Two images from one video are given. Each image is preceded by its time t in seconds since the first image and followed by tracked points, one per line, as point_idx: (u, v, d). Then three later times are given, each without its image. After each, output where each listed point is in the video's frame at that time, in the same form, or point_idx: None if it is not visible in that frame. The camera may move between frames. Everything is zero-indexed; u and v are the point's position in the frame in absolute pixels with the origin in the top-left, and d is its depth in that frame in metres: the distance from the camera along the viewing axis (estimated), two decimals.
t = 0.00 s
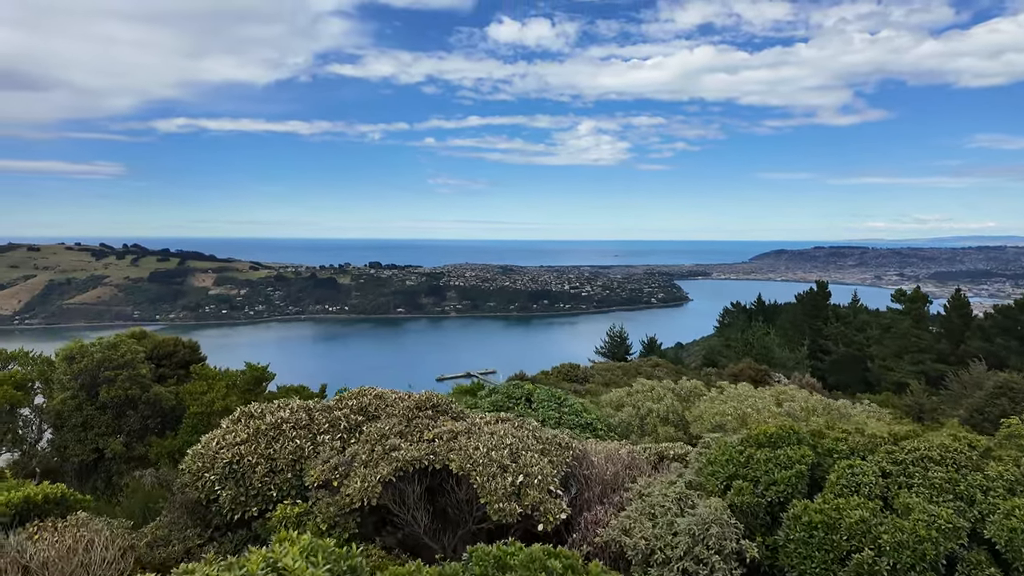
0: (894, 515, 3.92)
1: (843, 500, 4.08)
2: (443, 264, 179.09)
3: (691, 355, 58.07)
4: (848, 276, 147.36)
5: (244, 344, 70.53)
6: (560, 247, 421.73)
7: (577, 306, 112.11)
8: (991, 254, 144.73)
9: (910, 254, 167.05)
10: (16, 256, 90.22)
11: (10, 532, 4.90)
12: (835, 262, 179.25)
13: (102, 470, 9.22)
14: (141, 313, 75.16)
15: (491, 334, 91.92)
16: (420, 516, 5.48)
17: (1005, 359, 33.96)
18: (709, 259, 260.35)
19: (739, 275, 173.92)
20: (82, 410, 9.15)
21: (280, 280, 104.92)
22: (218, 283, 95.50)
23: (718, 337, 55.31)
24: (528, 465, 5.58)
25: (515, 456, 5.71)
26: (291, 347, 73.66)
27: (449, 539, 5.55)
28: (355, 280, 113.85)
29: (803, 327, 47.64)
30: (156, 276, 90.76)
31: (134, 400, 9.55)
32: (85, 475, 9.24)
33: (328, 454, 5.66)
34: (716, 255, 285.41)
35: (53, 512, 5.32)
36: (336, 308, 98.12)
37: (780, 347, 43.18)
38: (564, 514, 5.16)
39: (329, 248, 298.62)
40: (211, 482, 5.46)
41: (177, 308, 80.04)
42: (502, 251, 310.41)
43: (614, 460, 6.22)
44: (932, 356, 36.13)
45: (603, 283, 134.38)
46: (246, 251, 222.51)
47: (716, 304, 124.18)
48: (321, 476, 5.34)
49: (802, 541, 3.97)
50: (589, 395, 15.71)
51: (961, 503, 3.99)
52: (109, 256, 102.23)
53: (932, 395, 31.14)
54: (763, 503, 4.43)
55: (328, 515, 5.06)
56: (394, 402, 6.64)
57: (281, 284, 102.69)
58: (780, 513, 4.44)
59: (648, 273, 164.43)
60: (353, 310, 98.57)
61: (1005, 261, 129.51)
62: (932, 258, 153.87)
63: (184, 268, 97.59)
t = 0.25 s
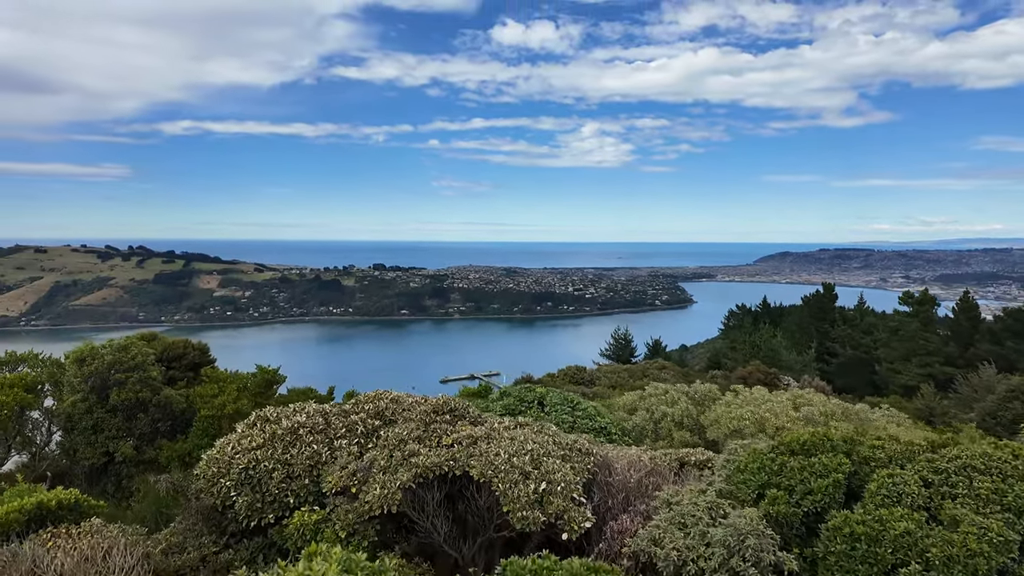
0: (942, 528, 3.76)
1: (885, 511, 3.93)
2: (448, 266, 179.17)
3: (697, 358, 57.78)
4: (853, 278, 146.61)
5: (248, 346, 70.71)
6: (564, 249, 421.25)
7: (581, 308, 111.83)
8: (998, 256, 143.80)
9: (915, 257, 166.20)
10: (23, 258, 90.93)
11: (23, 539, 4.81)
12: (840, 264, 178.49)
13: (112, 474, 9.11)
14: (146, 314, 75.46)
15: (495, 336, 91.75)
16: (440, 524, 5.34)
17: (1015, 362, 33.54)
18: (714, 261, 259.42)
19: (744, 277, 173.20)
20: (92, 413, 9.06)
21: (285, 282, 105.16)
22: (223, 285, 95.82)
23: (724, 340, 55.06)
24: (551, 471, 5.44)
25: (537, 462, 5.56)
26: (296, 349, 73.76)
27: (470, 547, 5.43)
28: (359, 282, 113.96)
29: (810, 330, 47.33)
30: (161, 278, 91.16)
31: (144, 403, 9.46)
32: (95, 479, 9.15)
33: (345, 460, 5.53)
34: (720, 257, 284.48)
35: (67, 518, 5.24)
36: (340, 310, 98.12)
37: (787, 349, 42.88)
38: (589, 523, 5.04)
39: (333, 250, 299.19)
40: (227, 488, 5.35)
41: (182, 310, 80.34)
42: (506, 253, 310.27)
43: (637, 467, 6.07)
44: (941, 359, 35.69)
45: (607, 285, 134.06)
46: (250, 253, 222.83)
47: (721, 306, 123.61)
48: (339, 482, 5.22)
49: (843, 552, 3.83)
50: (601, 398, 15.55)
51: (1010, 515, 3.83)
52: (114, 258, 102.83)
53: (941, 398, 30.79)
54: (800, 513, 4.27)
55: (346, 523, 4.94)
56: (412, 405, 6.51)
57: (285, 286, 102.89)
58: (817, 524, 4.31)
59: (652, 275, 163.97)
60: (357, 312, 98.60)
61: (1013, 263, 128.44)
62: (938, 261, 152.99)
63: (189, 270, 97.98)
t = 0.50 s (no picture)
0: (990, 542, 3.61)
1: (933, 524, 3.76)
2: (451, 267, 179.26)
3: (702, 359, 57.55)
4: (857, 279, 146.00)
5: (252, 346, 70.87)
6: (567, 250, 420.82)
7: (585, 308, 111.63)
8: (1003, 257, 143.06)
9: (920, 257, 165.55)
10: (29, 259, 91.46)
11: (34, 548, 4.69)
12: (844, 265, 177.89)
13: (121, 477, 8.99)
14: (151, 315, 75.76)
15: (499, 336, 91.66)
16: (459, 533, 5.19)
17: None
18: (717, 262, 258.79)
19: (748, 278, 172.62)
20: (102, 415, 8.96)
21: (289, 283, 105.33)
22: (227, 285, 96.05)
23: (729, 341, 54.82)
24: (574, 478, 5.30)
25: (559, 468, 5.40)
26: (299, 349, 73.95)
27: (491, 555, 5.29)
28: (363, 283, 114.06)
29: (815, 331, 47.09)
30: (166, 279, 91.53)
31: (154, 405, 9.36)
32: (104, 482, 9.05)
33: (362, 467, 5.40)
34: (724, 258, 283.68)
35: (80, 525, 5.16)
36: (344, 310, 98.24)
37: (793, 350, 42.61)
38: (614, 532, 4.89)
39: (336, 251, 299.69)
40: (241, 495, 5.21)
41: (187, 310, 80.58)
42: (509, 254, 310.19)
43: (660, 474, 5.92)
44: (947, 360, 35.49)
45: (611, 286, 133.85)
46: (253, 254, 223.33)
47: (725, 307, 123.15)
48: (356, 488, 5.09)
49: (887, 567, 3.67)
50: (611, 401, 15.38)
51: None
52: (120, 258, 103.29)
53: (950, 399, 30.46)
54: (838, 524, 4.13)
55: (364, 532, 4.81)
56: (428, 409, 6.38)
57: (289, 287, 103.07)
58: (856, 536, 4.15)
59: (656, 276, 163.55)
60: (361, 312, 98.63)
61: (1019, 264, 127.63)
62: (943, 262, 152.35)
63: (194, 270, 98.31)
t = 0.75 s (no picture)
0: None
1: (989, 537, 3.58)
2: (455, 267, 179.11)
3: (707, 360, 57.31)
4: (863, 280, 145.19)
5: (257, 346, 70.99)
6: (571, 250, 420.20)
7: (589, 309, 111.39)
8: (1010, 258, 142.00)
9: (926, 258, 164.53)
10: (36, 259, 91.98)
11: (46, 555, 4.56)
12: (849, 266, 177.03)
13: (130, 479, 8.88)
14: (156, 315, 76.02)
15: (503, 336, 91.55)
16: (482, 541, 5.04)
17: None
18: (722, 262, 257.96)
19: (752, 278, 171.85)
20: (112, 416, 8.86)
21: (293, 282, 105.49)
22: (232, 285, 96.27)
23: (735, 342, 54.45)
24: (600, 483, 5.14)
25: (585, 474, 5.23)
26: (304, 349, 74.01)
27: (514, 563, 5.13)
28: (367, 283, 114.13)
29: (822, 331, 46.83)
30: (171, 279, 91.83)
31: (164, 406, 9.27)
32: (114, 483, 8.95)
33: (382, 471, 5.26)
34: (729, 258, 282.63)
35: (93, 530, 5.03)
36: (348, 310, 98.32)
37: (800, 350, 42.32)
38: (644, 540, 4.74)
39: (340, 251, 300.00)
40: (258, 500, 5.08)
41: (192, 310, 80.80)
42: (513, 254, 309.91)
43: (685, 479, 5.76)
44: (956, 361, 35.08)
45: (615, 285, 133.52)
46: (258, 253, 223.78)
47: (730, 307, 122.67)
48: (376, 494, 4.94)
49: None
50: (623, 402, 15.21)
51: None
52: (125, 258, 103.76)
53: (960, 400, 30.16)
54: (882, 535, 3.95)
55: (386, 539, 4.67)
56: (447, 412, 6.23)
57: (294, 287, 103.20)
58: (901, 547, 4.00)
59: (660, 276, 163.00)
60: (365, 312, 98.67)
61: None
62: (949, 262, 151.42)
63: (199, 270, 98.58)
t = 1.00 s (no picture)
0: None
1: None
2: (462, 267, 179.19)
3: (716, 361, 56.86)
4: (874, 280, 143.64)
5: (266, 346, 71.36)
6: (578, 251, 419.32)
7: (597, 309, 111.03)
8: None
9: (938, 258, 162.54)
10: (49, 259, 93.14)
11: (65, 566, 4.48)
12: (860, 266, 175.27)
13: (146, 482, 8.83)
14: (166, 315, 76.68)
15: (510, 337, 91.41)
16: (509, 553, 4.89)
17: None
18: (731, 262, 256.20)
19: (762, 279, 170.41)
20: (128, 418, 8.80)
21: (302, 283, 106.01)
22: (242, 286, 96.90)
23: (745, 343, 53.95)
24: (631, 493, 4.98)
25: (613, 483, 5.08)
26: (313, 349, 74.31)
27: (540, 575, 4.98)
28: (375, 283, 114.45)
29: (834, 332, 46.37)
30: (182, 279, 92.58)
31: (180, 409, 9.21)
32: (131, 486, 8.91)
33: (405, 479, 5.13)
34: (738, 259, 280.72)
35: (113, 538, 4.95)
36: (356, 310, 98.61)
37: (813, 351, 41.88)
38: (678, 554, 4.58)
39: (349, 252, 301.34)
40: (280, 507, 4.97)
41: (202, 310, 81.39)
42: (520, 254, 309.84)
43: (715, 489, 5.60)
44: (972, 364, 34.43)
45: (623, 286, 133.01)
46: (267, 254, 225.44)
47: (738, 308, 121.78)
48: (400, 503, 4.82)
49: None
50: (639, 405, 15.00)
51: None
52: (136, 258, 104.74)
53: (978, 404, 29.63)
54: (934, 552, 3.78)
55: (410, 550, 4.53)
56: (469, 418, 6.09)
57: (303, 287, 103.70)
58: (955, 565, 3.82)
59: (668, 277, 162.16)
60: (373, 312, 98.91)
61: None
62: (961, 263, 149.53)
63: (209, 271, 99.34)
